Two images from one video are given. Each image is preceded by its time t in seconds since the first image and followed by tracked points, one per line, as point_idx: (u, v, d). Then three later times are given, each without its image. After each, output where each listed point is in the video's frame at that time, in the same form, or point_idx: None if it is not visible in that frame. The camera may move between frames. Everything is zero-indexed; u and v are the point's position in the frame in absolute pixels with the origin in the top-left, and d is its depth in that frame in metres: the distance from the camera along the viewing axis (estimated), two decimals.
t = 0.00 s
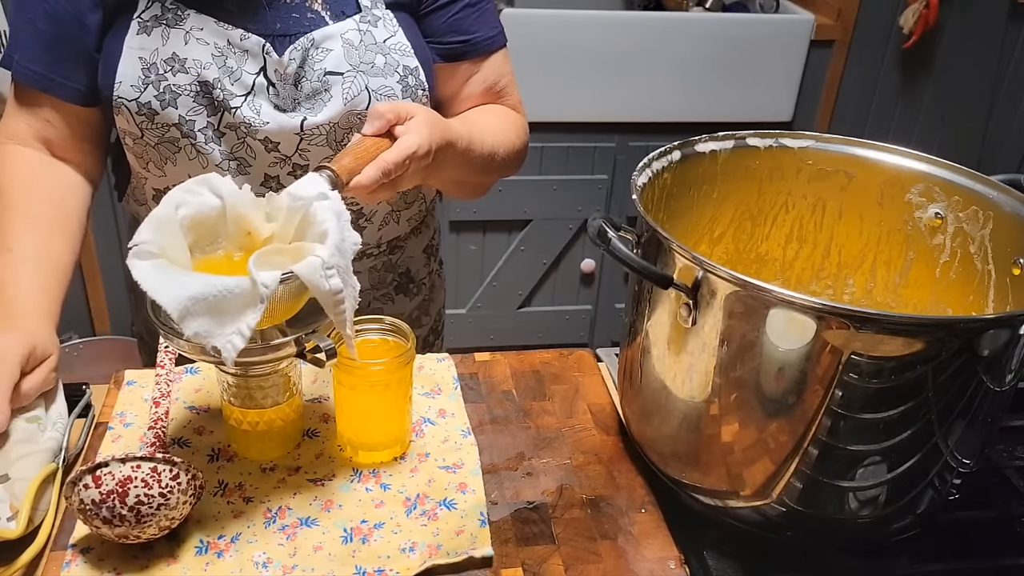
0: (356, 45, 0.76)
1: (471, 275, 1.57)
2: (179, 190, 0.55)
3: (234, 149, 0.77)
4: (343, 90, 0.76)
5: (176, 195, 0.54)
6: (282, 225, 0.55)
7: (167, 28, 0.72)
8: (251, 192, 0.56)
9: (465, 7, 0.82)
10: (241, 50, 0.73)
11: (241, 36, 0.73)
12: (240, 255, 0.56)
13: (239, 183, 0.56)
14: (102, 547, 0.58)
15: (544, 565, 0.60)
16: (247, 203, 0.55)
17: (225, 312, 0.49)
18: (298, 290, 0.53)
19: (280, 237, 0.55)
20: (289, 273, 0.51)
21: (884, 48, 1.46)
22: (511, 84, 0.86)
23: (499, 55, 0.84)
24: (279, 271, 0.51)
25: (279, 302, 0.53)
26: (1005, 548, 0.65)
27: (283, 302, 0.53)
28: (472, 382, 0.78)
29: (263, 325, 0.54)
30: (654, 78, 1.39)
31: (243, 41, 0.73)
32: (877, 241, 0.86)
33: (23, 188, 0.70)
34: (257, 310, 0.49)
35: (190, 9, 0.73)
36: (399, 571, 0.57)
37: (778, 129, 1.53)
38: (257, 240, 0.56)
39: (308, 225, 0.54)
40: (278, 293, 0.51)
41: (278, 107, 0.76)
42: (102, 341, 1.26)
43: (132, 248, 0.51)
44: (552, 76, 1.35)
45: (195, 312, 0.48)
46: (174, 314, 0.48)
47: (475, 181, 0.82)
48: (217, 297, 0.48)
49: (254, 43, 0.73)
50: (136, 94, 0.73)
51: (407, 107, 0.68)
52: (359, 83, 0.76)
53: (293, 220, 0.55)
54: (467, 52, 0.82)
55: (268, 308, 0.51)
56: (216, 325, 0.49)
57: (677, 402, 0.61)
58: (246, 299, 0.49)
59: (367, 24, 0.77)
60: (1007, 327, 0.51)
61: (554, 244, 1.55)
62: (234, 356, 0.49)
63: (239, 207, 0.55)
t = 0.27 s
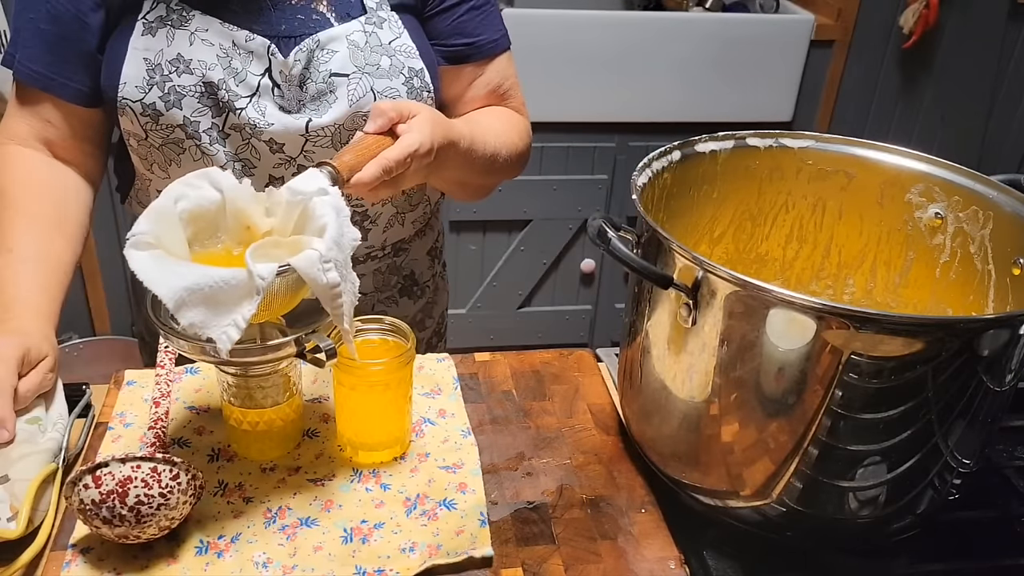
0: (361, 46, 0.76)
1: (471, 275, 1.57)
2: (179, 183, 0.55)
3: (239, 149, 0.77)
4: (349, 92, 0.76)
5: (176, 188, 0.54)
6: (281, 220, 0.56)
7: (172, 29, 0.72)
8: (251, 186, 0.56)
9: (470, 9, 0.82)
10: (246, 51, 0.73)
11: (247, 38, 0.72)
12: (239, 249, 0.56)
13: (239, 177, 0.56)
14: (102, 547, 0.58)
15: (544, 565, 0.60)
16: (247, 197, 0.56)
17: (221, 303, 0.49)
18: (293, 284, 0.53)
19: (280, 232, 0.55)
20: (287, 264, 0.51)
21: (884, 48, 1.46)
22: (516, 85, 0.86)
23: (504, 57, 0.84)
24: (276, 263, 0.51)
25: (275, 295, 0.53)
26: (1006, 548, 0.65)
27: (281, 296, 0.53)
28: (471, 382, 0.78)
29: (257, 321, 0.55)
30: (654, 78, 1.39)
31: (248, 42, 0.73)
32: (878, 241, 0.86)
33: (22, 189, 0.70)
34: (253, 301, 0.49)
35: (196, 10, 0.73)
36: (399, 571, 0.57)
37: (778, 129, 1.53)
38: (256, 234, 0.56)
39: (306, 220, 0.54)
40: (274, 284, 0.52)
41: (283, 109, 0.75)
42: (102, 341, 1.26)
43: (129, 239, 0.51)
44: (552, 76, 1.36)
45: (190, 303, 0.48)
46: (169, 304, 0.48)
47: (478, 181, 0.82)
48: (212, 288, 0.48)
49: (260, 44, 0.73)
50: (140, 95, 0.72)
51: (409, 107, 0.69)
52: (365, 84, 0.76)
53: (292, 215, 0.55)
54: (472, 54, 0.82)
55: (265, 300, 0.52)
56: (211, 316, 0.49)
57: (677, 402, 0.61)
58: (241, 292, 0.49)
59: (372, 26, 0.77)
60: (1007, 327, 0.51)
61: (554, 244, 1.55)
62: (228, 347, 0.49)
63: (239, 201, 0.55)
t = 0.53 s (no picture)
0: (356, 48, 0.76)
1: (471, 275, 1.57)
2: (179, 178, 0.55)
3: (232, 151, 0.77)
4: (343, 94, 0.76)
5: (176, 183, 0.54)
6: (282, 215, 0.56)
7: (165, 31, 0.72)
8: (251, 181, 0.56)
9: (467, 12, 0.82)
10: (240, 53, 0.73)
11: (240, 40, 0.72)
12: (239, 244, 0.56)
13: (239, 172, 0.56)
14: (102, 547, 0.58)
15: (544, 565, 0.60)
16: (247, 192, 0.55)
17: (222, 295, 0.49)
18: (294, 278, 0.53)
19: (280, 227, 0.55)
20: (288, 258, 0.51)
21: (884, 49, 1.46)
22: (514, 87, 0.86)
23: (501, 60, 0.84)
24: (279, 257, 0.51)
25: (277, 289, 0.52)
26: (1005, 548, 0.65)
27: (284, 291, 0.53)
28: (471, 382, 0.78)
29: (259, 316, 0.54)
30: (654, 78, 1.39)
31: (242, 44, 0.73)
32: (878, 241, 0.86)
33: (21, 191, 0.70)
34: (253, 294, 0.49)
35: (189, 13, 0.73)
36: (399, 571, 0.57)
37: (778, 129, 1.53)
38: (256, 229, 0.56)
39: (307, 215, 0.54)
40: (276, 278, 0.51)
41: (277, 111, 0.75)
42: (102, 341, 1.26)
43: (128, 233, 0.51)
44: (552, 76, 1.36)
45: (191, 295, 0.48)
46: (170, 296, 0.48)
47: (477, 182, 0.82)
48: (214, 280, 0.48)
49: (253, 46, 0.73)
50: (134, 97, 0.72)
51: (409, 105, 0.69)
52: (359, 87, 0.76)
53: (293, 209, 0.55)
54: (469, 58, 0.83)
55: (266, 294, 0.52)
56: (213, 308, 0.49)
57: (677, 402, 0.61)
58: (242, 284, 0.49)
59: (367, 28, 0.77)
60: (1007, 327, 0.51)
61: (554, 244, 1.55)
62: (229, 339, 0.49)
63: (239, 195, 0.55)
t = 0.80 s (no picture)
0: (348, 48, 0.76)
1: (471, 275, 1.57)
2: (177, 176, 0.55)
3: (225, 152, 0.77)
4: (336, 94, 0.76)
5: (174, 181, 0.54)
6: (281, 213, 0.56)
7: (156, 32, 0.72)
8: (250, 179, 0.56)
9: (459, 11, 0.82)
10: (231, 54, 0.73)
11: (232, 40, 0.72)
12: (239, 241, 0.56)
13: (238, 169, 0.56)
14: (102, 547, 0.58)
15: (544, 565, 0.60)
16: (246, 189, 0.55)
17: (226, 293, 0.49)
18: (298, 274, 0.53)
19: (279, 224, 0.55)
20: (291, 255, 0.51)
21: (884, 49, 1.46)
22: (506, 85, 0.86)
23: (493, 58, 0.85)
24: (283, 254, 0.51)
25: (279, 285, 0.52)
26: (1005, 548, 0.65)
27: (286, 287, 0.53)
28: (472, 382, 0.78)
29: (262, 314, 0.54)
30: (654, 78, 1.39)
31: (233, 45, 0.73)
32: (877, 241, 0.86)
33: (18, 193, 0.70)
34: (258, 291, 0.49)
35: (181, 14, 0.73)
36: (399, 570, 0.57)
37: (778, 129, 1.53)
38: (256, 227, 0.56)
39: (307, 212, 0.54)
40: (279, 274, 0.51)
41: (269, 111, 0.76)
42: (102, 342, 1.26)
43: (129, 230, 0.51)
44: (552, 76, 1.36)
45: (195, 292, 0.48)
46: (174, 294, 0.48)
47: (472, 179, 0.82)
48: (218, 278, 0.48)
49: (245, 46, 0.73)
50: (125, 99, 0.72)
51: (406, 102, 0.68)
52: (352, 86, 0.76)
53: (293, 207, 0.55)
54: (461, 56, 0.83)
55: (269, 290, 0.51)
56: (217, 305, 0.49)
57: (677, 402, 0.61)
58: (246, 281, 0.49)
59: (359, 28, 0.77)
60: (1007, 327, 0.51)
61: (554, 244, 1.55)
62: (233, 337, 0.49)
63: (238, 193, 0.55)
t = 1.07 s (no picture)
0: (338, 43, 0.76)
1: (471, 275, 1.57)
2: (175, 180, 0.54)
3: (217, 151, 0.77)
4: (327, 90, 0.76)
5: (173, 185, 0.54)
6: (281, 214, 0.56)
7: (145, 32, 0.72)
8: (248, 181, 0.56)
9: (447, 6, 0.82)
10: (221, 52, 0.73)
11: (221, 39, 0.73)
12: (239, 244, 0.56)
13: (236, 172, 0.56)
14: (102, 547, 0.58)
15: (544, 565, 0.60)
16: (245, 191, 0.55)
17: (232, 297, 0.49)
18: (297, 279, 0.53)
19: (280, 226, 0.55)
20: (294, 257, 0.51)
21: (884, 48, 1.46)
22: (494, 80, 0.87)
23: (481, 53, 0.85)
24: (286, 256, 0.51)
25: (283, 288, 0.53)
26: (1005, 548, 0.65)
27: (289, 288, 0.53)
28: (472, 382, 0.78)
29: (267, 315, 0.54)
30: (654, 78, 1.39)
31: (223, 43, 0.73)
32: (877, 241, 0.86)
33: (15, 196, 0.70)
34: (264, 293, 0.49)
35: (169, 13, 0.73)
36: (399, 571, 0.57)
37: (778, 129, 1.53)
38: (256, 230, 0.56)
39: (307, 213, 0.54)
40: (284, 277, 0.51)
41: (261, 108, 0.76)
42: (102, 342, 1.26)
43: (132, 236, 0.50)
44: (551, 76, 1.35)
45: (201, 297, 0.48)
46: (180, 299, 0.48)
47: (464, 174, 0.82)
48: (224, 281, 0.48)
49: (235, 44, 0.73)
50: (116, 100, 0.72)
51: (400, 99, 0.68)
52: (343, 82, 0.76)
53: (293, 207, 0.55)
54: (449, 51, 0.83)
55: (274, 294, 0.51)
56: (223, 309, 0.49)
57: (677, 402, 0.61)
58: (252, 284, 0.49)
59: (349, 23, 0.77)
60: (1007, 327, 0.51)
61: (554, 244, 1.55)
62: (240, 340, 0.50)
63: (238, 195, 0.55)
